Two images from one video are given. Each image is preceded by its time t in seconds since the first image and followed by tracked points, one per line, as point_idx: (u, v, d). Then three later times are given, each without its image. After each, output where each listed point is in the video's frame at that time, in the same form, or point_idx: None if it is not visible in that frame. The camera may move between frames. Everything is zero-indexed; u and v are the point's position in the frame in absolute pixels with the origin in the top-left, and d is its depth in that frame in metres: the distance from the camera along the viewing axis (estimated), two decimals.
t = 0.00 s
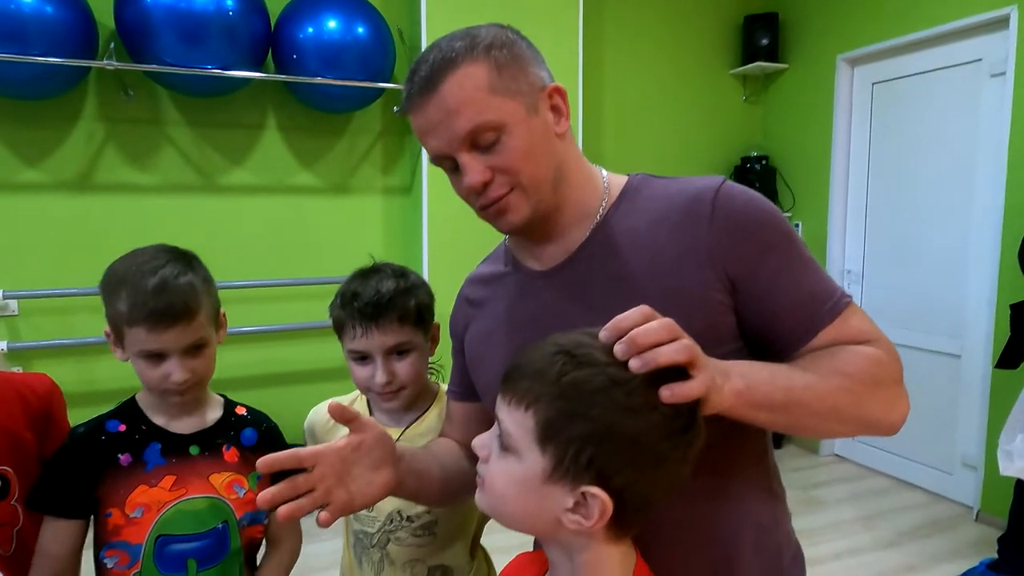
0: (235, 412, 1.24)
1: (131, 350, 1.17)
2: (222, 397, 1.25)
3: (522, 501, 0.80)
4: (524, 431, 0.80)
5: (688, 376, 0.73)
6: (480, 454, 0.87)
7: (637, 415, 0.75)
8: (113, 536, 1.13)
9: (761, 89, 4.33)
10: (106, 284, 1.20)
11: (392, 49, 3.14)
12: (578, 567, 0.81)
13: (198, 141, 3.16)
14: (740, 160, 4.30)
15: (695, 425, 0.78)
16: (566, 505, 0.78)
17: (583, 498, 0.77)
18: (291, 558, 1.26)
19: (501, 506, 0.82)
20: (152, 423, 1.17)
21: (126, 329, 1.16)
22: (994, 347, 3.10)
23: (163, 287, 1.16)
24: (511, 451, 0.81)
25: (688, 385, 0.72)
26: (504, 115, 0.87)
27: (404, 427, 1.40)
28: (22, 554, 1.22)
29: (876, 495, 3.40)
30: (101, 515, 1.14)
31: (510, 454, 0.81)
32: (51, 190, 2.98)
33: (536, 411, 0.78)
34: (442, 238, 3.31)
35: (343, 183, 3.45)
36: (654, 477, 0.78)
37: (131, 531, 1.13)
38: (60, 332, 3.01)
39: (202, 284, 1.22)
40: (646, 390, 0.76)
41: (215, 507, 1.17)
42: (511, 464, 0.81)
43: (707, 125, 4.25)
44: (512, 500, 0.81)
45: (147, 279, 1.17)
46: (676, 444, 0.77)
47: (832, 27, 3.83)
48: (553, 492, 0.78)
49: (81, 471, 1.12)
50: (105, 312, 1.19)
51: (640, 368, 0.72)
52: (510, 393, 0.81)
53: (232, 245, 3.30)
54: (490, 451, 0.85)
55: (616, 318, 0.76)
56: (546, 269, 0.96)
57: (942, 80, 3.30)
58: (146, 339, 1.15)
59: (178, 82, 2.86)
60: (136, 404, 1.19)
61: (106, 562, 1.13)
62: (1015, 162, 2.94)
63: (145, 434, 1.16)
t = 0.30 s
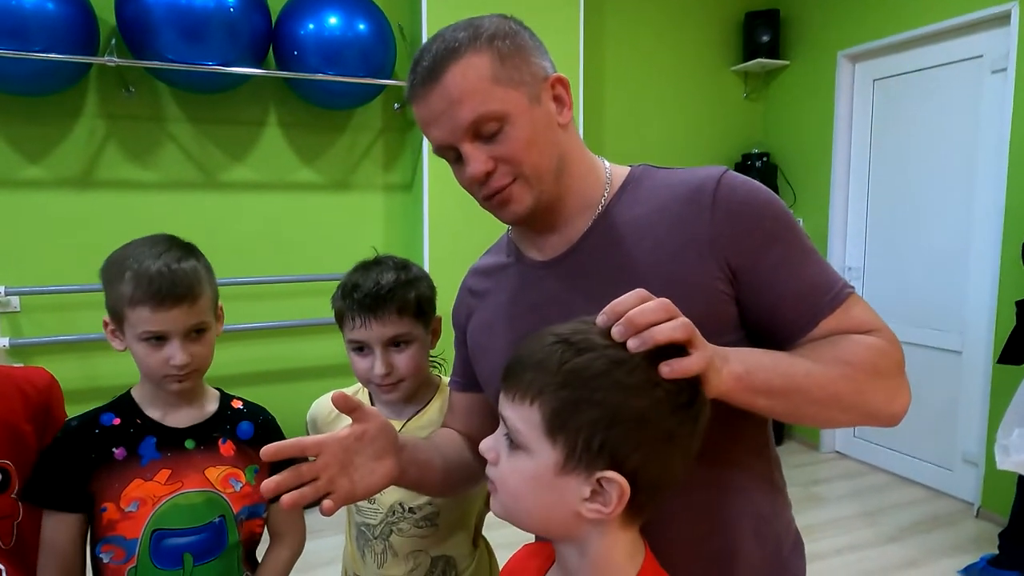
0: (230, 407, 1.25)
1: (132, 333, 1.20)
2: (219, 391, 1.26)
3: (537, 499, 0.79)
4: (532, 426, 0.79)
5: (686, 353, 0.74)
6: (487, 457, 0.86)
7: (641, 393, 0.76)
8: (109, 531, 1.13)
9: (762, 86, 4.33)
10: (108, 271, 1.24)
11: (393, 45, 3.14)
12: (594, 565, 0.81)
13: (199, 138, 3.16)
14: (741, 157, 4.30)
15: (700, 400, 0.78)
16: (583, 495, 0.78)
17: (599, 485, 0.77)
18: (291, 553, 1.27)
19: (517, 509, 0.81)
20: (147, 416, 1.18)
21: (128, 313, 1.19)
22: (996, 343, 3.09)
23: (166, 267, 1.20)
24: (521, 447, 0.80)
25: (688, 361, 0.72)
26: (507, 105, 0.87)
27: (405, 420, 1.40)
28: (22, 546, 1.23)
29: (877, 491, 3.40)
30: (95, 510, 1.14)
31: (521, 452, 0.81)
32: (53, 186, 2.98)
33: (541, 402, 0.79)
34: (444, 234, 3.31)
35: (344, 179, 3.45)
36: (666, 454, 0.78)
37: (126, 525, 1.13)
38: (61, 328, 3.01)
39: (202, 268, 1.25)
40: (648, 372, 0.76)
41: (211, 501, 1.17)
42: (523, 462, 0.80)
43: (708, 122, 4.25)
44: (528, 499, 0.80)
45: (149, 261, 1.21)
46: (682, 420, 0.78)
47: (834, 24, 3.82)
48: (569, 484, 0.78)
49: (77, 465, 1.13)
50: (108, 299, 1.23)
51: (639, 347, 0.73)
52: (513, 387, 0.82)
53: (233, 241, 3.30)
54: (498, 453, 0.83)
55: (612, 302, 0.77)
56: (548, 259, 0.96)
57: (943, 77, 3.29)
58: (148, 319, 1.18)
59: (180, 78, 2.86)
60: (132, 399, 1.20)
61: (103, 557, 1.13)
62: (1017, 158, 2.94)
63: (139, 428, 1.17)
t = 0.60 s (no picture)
0: (237, 404, 1.25)
1: (141, 326, 1.20)
2: (225, 389, 1.27)
3: (554, 494, 0.80)
4: (548, 422, 0.80)
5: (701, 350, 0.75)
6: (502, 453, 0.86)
7: (658, 388, 0.77)
8: (118, 529, 1.14)
9: (764, 84, 4.33)
10: (118, 266, 1.25)
11: (396, 45, 3.14)
12: (611, 562, 0.81)
13: (202, 137, 3.16)
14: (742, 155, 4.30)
15: (714, 396, 0.80)
16: (599, 490, 0.79)
17: (615, 480, 0.78)
18: (299, 552, 1.28)
19: (532, 504, 0.81)
20: (155, 414, 1.19)
21: (138, 304, 1.20)
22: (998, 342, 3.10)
23: (177, 259, 1.22)
24: (537, 442, 0.81)
25: (703, 356, 0.73)
26: (519, 103, 0.88)
27: (415, 415, 1.41)
28: (35, 542, 1.24)
29: (880, 489, 3.41)
30: (104, 508, 1.15)
31: (537, 447, 0.81)
32: (57, 185, 2.98)
33: (558, 398, 0.79)
34: (447, 233, 3.32)
35: (347, 178, 3.45)
36: (681, 449, 0.79)
37: (134, 523, 1.14)
38: (66, 327, 3.02)
39: (212, 264, 1.27)
40: (663, 369, 0.77)
41: (219, 499, 1.18)
42: (540, 457, 0.81)
43: (710, 121, 4.25)
44: (545, 494, 0.80)
45: (160, 253, 1.22)
46: (697, 415, 0.79)
47: (836, 22, 3.83)
48: (584, 479, 0.79)
49: (84, 464, 1.14)
50: (117, 293, 1.24)
51: (655, 344, 0.74)
52: (529, 384, 0.82)
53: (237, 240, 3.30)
54: (514, 449, 0.84)
55: (627, 300, 0.78)
56: (560, 257, 0.97)
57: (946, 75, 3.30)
58: (158, 310, 1.19)
59: (184, 77, 2.87)
60: (139, 397, 1.20)
61: (113, 554, 1.14)
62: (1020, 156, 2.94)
63: (147, 426, 1.18)
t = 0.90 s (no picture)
0: (239, 400, 1.26)
1: (143, 319, 1.21)
2: (227, 385, 1.27)
3: (555, 483, 0.80)
4: (549, 411, 0.81)
5: (699, 339, 0.76)
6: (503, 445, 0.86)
7: (657, 376, 0.77)
8: (120, 523, 1.14)
9: (764, 84, 4.34)
10: (119, 261, 1.26)
11: (396, 43, 3.15)
12: (613, 550, 0.82)
13: (202, 136, 3.16)
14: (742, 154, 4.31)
15: (713, 385, 0.80)
16: (601, 478, 0.79)
17: (616, 468, 0.79)
18: (301, 547, 1.28)
19: (535, 493, 0.82)
20: (157, 409, 1.19)
21: (140, 297, 1.21)
22: (998, 339, 3.10)
23: (180, 252, 1.22)
24: (538, 432, 0.82)
25: (700, 344, 0.74)
26: (524, 95, 0.89)
27: (416, 411, 1.42)
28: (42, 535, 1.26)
29: (879, 487, 3.41)
30: (106, 502, 1.15)
31: (539, 438, 0.81)
32: (57, 184, 2.99)
33: (558, 388, 0.80)
34: (447, 231, 3.32)
35: (347, 177, 3.46)
36: (680, 436, 0.80)
37: (136, 518, 1.15)
38: (66, 325, 3.02)
39: (214, 258, 1.28)
40: (662, 358, 0.78)
41: (221, 494, 1.19)
42: (541, 447, 0.81)
43: (709, 120, 4.26)
44: (547, 484, 0.81)
45: (163, 247, 1.23)
46: (697, 403, 0.80)
47: (835, 21, 3.83)
48: (586, 467, 0.79)
49: (87, 457, 1.14)
50: (119, 288, 1.24)
51: (653, 333, 0.75)
52: (529, 374, 0.83)
53: (236, 238, 3.30)
54: (515, 440, 0.84)
55: (625, 290, 0.79)
56: (564, 250, 0.97)
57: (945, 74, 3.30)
58: (160, 303, 1.20)
59: (184, 76, 2.87)
60: (141, 391, 1.20)
61: (116, 547, 1.14)
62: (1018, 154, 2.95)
63: (149, 421, 1.17)
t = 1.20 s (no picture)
0: (243, 396, 1.27)
1: (147, 314, 1.22)
2: (231, 381, 1.28)
3: (556, 477, 0.81)
4: (548, 407, 0.81)
5: (694, 329, 0.77)
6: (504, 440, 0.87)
7: (652, 367, 0.78)
8: (123, 517, 1.15)
9: (763, 84, 4.35)
10: (124, 258, 1.26)
11: (396, 44, 3.15)
12: (615, 539, 0.83)
13: (202, 135, 3.17)
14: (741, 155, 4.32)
15: (708, 374, 0.81)
16: (601, 470, 0.80)
17: (616, 459, 0.80)
18: (298, 546, 1.28)
19: (536, 487, 0.82)
20: (161, 404, 1.20)
21: (144, 293, 1.22)
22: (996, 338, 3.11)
23: (183, 250, 1.23)
24: (538, 427, 0.82)
25: (694, 335, 0.76)
26: (533, 87, 0.91)
27: (412, 408, 1.44)
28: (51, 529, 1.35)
29: (877, 486, 3.42)
30: (111, 496, 1.16)
31: (539, 433, 0.82)
32: (57, 184, 2.99)
33: (556, 383, 0.81)
34: (446, 231, 3.33)
35: (347, 176, 3.46)
36: (677, 427, 0.81)
37: (140, 511, 1.15)
38: (66, 325, 3.03)
39: (217, 256, 1.28)
40: (656, 349, 0.78)
41: (224, 489, 1.19)
42: (541, 442, 0.82)
43: (708, 120, 4.27)
44: (548, 478, 0.81)
45: (166, 245, 1.24)
46: (692, 393, 0.80)
47: (834, 21, 3.84)
48: (586, 460, 0.80)
49: (92, 452, 1.14)
50: (123, 285, 1.25)
51: (648, 325, 0.76)
52: (527, 371, 0.84)
53: (236, 238, 3.31)
54: (516, 435, 0.85)
55: (620, 284, 0.81)
56: (569, 241, 0.99)
57: (943, 74, 3.31)
58: (164, 298, 1.20)
59: (183, 76, 2.87)
60: (146, 387, 1.21)
61: (118, 542, 1.15)
62: (1015, 153, 2.96)
63: (154, 416, 1.18)
